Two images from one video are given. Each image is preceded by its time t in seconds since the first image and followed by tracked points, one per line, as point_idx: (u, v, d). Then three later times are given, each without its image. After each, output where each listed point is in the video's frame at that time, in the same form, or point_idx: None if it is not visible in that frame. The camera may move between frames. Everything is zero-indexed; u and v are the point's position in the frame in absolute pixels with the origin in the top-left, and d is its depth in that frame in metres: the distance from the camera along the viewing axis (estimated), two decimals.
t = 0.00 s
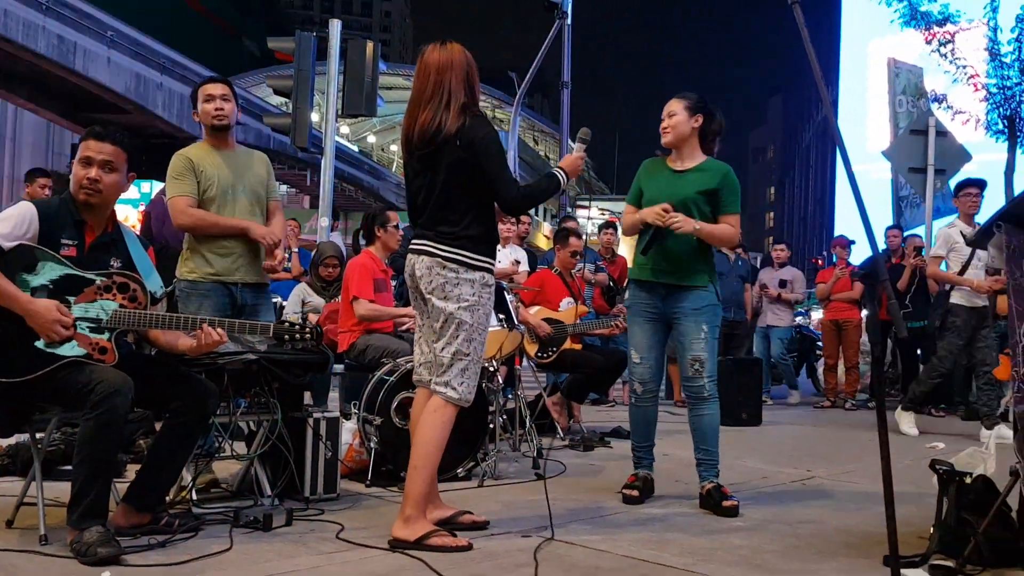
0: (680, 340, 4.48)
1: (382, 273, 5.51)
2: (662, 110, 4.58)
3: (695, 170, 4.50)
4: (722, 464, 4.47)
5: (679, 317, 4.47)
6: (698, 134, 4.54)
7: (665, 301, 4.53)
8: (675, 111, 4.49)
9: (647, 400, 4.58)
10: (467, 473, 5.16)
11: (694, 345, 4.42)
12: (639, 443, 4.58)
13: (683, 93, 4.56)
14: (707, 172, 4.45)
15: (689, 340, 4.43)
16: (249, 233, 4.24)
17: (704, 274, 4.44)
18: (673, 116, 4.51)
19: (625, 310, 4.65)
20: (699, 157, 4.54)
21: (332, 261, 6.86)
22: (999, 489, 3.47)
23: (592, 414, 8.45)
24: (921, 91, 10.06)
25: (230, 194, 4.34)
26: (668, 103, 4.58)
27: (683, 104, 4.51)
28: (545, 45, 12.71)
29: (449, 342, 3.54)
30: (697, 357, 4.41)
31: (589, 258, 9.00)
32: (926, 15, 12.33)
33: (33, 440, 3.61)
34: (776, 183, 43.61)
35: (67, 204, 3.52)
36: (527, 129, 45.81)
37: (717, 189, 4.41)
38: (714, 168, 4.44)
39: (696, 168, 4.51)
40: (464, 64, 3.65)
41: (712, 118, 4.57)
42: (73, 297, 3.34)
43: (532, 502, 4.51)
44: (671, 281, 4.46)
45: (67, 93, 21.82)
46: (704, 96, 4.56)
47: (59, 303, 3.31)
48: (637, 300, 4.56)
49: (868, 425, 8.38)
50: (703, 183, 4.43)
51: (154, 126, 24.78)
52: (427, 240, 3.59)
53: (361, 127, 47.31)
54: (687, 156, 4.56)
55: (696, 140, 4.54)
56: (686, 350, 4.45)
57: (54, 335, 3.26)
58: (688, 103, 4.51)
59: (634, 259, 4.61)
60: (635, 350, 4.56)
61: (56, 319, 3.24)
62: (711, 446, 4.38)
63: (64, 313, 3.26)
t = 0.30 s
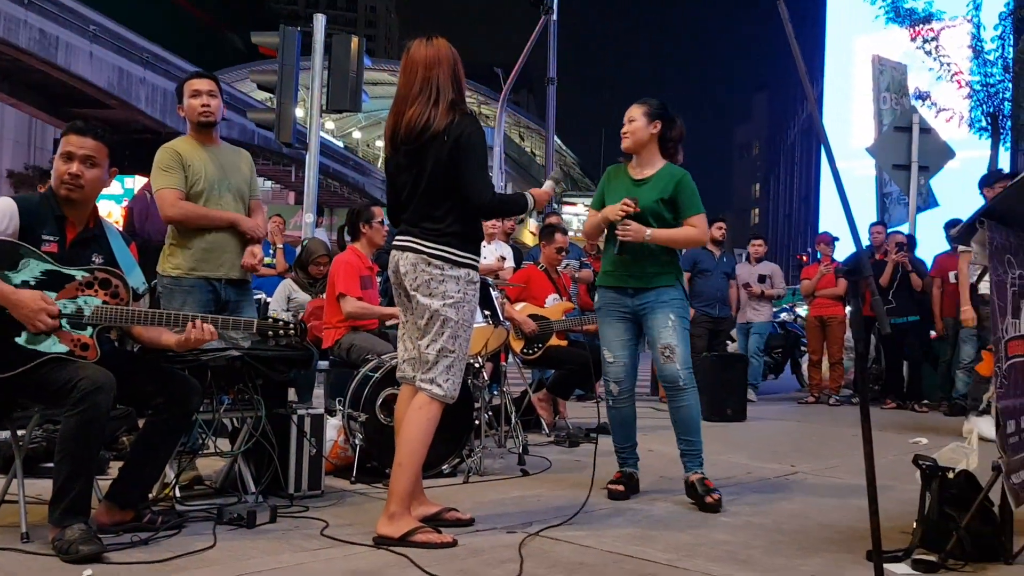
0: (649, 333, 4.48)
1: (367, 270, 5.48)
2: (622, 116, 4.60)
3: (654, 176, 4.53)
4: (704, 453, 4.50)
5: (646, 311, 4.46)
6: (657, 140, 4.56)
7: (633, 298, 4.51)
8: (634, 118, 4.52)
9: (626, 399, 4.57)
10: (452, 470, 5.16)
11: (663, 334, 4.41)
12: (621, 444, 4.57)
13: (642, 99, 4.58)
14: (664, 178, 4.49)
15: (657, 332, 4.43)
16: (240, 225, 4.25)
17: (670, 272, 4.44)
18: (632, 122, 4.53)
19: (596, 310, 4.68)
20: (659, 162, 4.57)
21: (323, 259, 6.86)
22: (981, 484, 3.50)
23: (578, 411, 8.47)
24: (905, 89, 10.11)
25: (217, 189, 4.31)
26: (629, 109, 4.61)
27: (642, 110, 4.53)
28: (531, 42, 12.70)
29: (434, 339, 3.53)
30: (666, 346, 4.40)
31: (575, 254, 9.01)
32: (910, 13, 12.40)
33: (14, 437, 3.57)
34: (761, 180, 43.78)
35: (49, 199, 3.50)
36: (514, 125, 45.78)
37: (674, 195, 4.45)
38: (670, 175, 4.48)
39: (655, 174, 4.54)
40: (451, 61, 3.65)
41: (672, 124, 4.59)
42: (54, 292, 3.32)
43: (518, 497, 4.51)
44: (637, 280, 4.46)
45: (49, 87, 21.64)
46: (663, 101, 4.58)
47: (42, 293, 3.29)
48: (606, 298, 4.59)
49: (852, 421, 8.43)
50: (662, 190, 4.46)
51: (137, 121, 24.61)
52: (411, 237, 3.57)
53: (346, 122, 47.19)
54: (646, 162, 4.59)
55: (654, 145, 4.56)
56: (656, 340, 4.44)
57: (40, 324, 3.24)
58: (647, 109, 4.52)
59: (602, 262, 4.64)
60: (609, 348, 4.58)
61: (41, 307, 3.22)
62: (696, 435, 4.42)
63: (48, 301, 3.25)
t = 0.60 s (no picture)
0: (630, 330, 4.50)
1: (359, 264, 5.47)
2: (600, 109, 4.59)
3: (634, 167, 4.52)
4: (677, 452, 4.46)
5: (628, 308, 4.48)
6: (635, 133, 4.57)
7: (617, 293, 4.52)
8: (613, 109, 4.52)
9: (612, 392, 4.59)
10: (443, 464, 5.16)
11: (642, 335, 4.43)
12: (612, 437, 4.57)
13: (618, 92, 4.58)
14: (646, 167, 4.46)
15: (636, 330, 4.45)
16: (230, 221, 4.23)
17: (653, 264, 4.44)
18: (612, 115, 4.53)
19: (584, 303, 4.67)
20: (638, 153, 4.56)
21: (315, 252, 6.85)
22: (972, 478, 3.51)
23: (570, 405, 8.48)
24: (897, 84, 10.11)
25: (209, 182, 4.28)
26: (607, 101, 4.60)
27: (620, 103, 4.53)
28: (524, 36, 12.68)
29: (427, 333, 3.52)
30: (643, 347, 4.43)
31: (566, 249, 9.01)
32: (902, 8, 12.41)
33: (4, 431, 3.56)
34: (753, 175, 43.83)
35: (38, 191, 3.48)
36: (506, 120, 45.75)
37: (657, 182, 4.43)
38: (652, 162, 4.46)
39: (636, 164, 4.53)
40: (448, 55, 3.63)
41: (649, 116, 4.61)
42: (42, 286, 3.30)
43: (509, 491, 4.51)
44: (623, 273, 4.46)
45: (39, 80, 21.54)
46: (641, 94, 4.60)
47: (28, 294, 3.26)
48: (592, 292, 4.57)
49: (843, 416, 8.46)
50: (645, 177, 4.42)
51: (128, 114, 24.50)
52: (405, 229, 3.57)
53: (338, 116, 47.10)
54: (626, 154, 4.57)
55: (633, 139, 4.56)
56: (634, 339, 4.47)
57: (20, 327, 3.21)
58: (626, 102, 4.52)
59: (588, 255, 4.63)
60: (596, 341, 4.58)
61: (25, 312, 3.20)
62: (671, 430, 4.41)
63: (34, 306, 3.21)
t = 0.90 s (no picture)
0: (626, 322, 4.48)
1: (354, 258, 5.47)
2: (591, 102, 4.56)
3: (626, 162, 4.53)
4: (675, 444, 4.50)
5: (624, 300, 4.47)
6: (625, 128, 4.57)
7: (612, 287, 4.52)
8: (606, 102, 4.50)
9: (608, 387, 4.57)
10: (440, 458, 5.16)
11: (638, 326, 4.40)
12: (607, 432, 4.58)
13: (609, 86, 4.57)
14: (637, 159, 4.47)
15: (632, 321, 4.42)
16: (227, 216, 4.20)
17: (647, 258, 4.43)
18: (604, 109, 4.49)
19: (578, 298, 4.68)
20: (627, 147, 4.57)
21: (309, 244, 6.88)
22: (968, 475, 3.52)
23: (566, 401, 8.49)
24: (895, 81, 10.11)
25: (206, 176, 4.27)
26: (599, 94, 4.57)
27: (613, 98, 4.51)
28: (522, 32, 12.67)
29: (423, 326, 3.54)
30: (640, 336, 4.39)
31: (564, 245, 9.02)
32: (900, 5, 12.41)
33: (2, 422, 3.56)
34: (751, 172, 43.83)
35: (37, 183, 3.47)
36: (504, 116, 45.73)
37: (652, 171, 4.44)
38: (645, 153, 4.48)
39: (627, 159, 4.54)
40: (439, 50, 3.62)
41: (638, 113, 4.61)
42: (40, 279, 3.30)
43: (506, 486, 4.52)
44: (618, 266, 4.46)
45: (36, 74, 21.51)
46: (630, 91, 4.59)
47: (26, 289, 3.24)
48: (587, 287, 4.58)
49: (839, 413, 8.47)
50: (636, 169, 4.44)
51: (125, 109, 24.48)
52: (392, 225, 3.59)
53: (336, 111, 47.05)
54: (616, 149, 4.57)
55: (623, 134, 4.56)
56: (630, 330, 4.44)
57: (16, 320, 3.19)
58: (619, 98, 4.51)
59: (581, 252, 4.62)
60: (591, 336, 4.57)
61: (23, 302, 3.17)
62: (667, 423, 4.45)
63: (32, 301, 3.20)
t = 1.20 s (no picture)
0: (626, 313, 4.49)
1: (352, 253, 5.47)
2: (587, 99, 4.58)
3: (622, 159, 4.56)
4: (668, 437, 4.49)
5: (625, 292, 4.49)
6: (620, 127, 4.61)
7: (614, 281, 4.54)
8: (601, 99, 4.53)
9: (609, 382, 4.57)
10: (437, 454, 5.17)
11: (637, 315, 4.41)
12: (606, 428, 4.57)
13: (605, 84, 4.61)
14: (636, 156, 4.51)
15: (632, 312, 4.43)
16: (224, 212, 4.20)
17: (649, 253, 4.43)
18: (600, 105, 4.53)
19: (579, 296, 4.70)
20: (622, 145, 4.60)
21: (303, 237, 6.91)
22: (965, 471, 3.54)
23: (564, 397, 8.50)
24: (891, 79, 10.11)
25: (203, 172, 4.27)
26: (594, 90, 4.59)
27: (609, 94, 4.54)
28: (519, 28, 12.65)
29: (422, 322, 3.55)
30: (639, 327, 4.40)
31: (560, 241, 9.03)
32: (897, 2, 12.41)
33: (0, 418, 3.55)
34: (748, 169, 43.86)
35: (34, 178, 3.46)
36: (501, 113, 45.75)
37: (651, 164, 4.46)
38: (643, 149, 4.52)
39: (624, 156, 4.57)
40: (427, 45, 3.61)
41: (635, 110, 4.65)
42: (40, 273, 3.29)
43: (503, 482, 4.52)
44: (622, 265, 4.46)
45: (32, 69, 21.48)
46: (625, 87, 4.60)
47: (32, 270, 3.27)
48: (588, 283, 4.61)
49: (836, 409, 8.49)
50: (635, 165, 4.48)
51: (121, 105, 24.42)
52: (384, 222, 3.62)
53: (333, 107, 47.02)
54: (612, 146, 4.60)
55: (618, 132, 4.60)
56: (629, 320, 4.45)
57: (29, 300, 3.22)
58: (617, 94, 4.54)
59: (581, 251, 4.67)
60: (591, 331, 4.58)
61: (30, 283, 3.20)
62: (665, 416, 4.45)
63: (38, 276, 3.23)
